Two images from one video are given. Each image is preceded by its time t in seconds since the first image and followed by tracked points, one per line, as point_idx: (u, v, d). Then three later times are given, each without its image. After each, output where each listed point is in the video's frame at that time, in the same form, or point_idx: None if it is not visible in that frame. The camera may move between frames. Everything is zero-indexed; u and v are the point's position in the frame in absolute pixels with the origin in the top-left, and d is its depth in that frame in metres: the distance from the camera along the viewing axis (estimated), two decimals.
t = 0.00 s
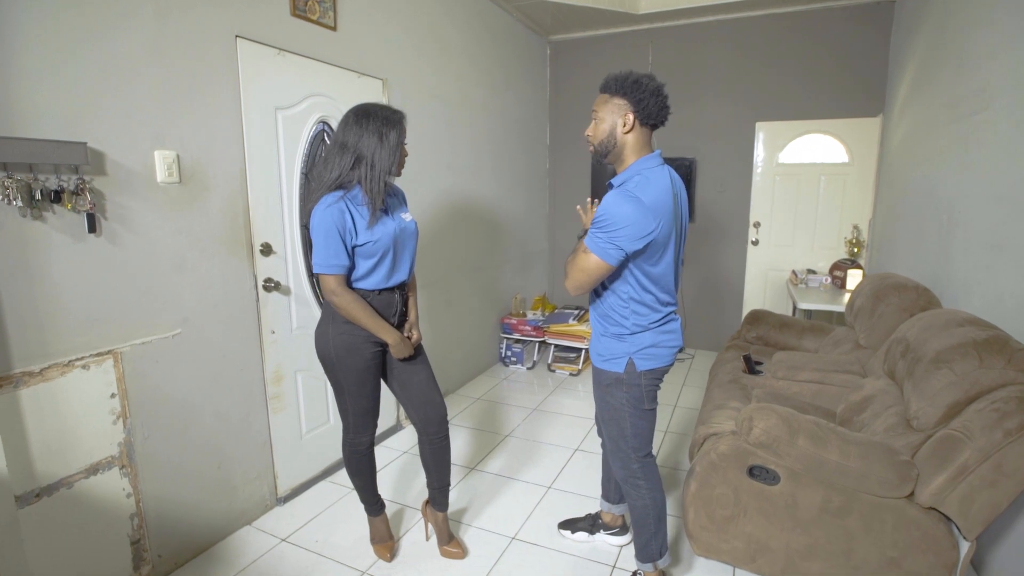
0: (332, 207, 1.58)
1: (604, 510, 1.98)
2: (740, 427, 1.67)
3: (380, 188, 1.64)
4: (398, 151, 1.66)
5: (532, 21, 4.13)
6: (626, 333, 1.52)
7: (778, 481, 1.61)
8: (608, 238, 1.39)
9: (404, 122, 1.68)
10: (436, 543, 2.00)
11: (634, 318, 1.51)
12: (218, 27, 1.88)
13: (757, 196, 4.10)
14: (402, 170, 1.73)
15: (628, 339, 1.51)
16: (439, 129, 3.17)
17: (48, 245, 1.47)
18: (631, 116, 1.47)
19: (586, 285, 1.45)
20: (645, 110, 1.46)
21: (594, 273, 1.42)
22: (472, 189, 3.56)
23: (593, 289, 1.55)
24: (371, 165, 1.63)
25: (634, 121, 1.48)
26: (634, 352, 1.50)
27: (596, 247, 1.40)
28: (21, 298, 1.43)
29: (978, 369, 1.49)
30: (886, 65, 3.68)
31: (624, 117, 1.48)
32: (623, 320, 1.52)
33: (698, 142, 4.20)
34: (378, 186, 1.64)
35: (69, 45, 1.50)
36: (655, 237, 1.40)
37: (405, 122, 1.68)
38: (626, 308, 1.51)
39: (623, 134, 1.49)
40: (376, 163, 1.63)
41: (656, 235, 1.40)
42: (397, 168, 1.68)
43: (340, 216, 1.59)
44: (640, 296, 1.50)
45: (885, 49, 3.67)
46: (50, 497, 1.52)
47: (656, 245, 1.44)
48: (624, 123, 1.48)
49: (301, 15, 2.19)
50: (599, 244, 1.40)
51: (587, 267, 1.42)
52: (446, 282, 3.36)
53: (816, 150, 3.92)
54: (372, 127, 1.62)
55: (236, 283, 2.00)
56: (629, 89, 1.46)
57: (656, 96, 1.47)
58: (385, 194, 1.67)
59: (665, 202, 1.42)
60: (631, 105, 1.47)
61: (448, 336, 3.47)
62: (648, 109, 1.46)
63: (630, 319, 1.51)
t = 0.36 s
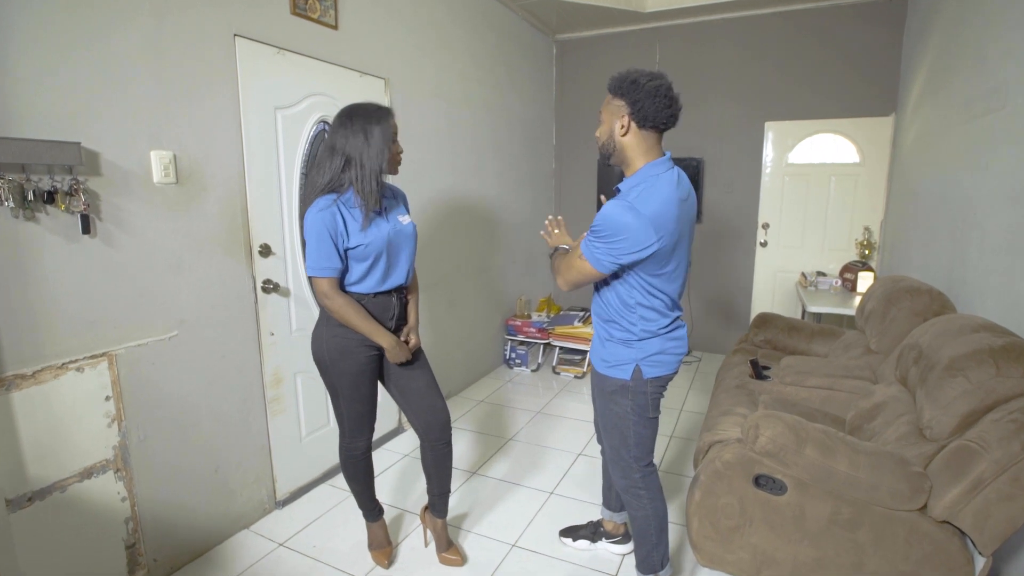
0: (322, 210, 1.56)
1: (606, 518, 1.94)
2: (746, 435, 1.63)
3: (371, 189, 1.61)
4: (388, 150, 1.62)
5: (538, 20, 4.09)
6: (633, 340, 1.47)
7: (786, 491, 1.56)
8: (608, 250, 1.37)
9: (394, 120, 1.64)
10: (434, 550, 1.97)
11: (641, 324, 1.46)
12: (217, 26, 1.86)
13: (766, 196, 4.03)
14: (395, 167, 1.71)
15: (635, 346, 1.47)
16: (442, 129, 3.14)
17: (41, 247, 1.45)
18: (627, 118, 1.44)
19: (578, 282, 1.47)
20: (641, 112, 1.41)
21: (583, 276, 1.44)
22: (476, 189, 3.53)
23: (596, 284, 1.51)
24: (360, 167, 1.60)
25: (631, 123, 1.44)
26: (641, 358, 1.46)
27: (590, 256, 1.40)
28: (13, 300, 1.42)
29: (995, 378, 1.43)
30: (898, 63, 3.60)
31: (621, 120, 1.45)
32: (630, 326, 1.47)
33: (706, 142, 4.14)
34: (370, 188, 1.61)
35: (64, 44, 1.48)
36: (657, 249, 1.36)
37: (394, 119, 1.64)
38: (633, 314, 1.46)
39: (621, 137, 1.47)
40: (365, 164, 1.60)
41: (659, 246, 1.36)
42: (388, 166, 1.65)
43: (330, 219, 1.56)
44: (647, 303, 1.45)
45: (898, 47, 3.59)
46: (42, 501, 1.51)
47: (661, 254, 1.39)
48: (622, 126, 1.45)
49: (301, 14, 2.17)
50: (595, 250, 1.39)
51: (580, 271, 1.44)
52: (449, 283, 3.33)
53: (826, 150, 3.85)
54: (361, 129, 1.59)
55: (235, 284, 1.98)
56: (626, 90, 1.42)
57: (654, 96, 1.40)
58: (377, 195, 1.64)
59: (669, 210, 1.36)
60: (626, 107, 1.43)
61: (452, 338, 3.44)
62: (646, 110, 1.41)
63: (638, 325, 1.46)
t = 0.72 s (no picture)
0: (308, 212, 1.60)
1: (608, 526, 1.91)
2: (751, 444, 1.60)
3: (333, 180, 1.65)
4: (336, 139, 1.66)
5: (544, 19, 4.06)
6: (632, 347, 1.44)
7: (792, 502, 1.51)
8: (611, 265, 1.34)
9: (350, 112, 1.69)
10: (433, 557, 1.94)
11: (641, 333, 1.43)
12: (215, 25, 1.84)
13: (775, 197, 3.97)
14: (369, 149, 1.68)
15: (635, 354, 1.43)
16: (446, 129, 3.11)
17: (34, 248, 1.44)
18: (626, 123, 1.39)
19: (582, 296, 1.43)
20: (642, 117, 1.37)
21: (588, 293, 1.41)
22: (481, 190, 3.50)
23: (598, 297, 1.48)
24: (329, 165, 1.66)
25: (630, 128, 1.40)
26: (640, 367, 1.43)
27: (591, 270, 1.37)
28: (6, 303, 1.41)
29: (1012, 387, 1.37)
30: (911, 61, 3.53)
31: (620, 125, 1.40)
32: (629, 334, 1.44)
33: (714, 143, 4.09)
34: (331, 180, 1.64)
35: (58, 44, 1.46)
36: (657, 261, 1.32)
37: (351, 111, 1.69)
38: (633, 322, 1.43)
39: (620, 142, 1.42)
40: (315, 159, 1.65)
41: (659, 259, 1.32)
42: (340, 154, 1.67)
43: (318, 219, 1.59)
44: (648, 312, 1.42)
45: (911, 45, 3.52)
46: (37, 505, 1.50)
47: (662, 266, 1.35)
48: (620, 132, 1.41)
49: (302, 14, 2.15)
50: (598, 264, 1.36)
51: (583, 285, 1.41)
52: (452, 285, 3.31)
53: (837, 150, 3.79)
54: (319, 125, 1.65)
55: (233, 286, 1.96)
56: (624, 94, 1.38)
57: (654, 100, 1.36)
58: (339, 185, 1.65)
59: (669, 220, 1.32)
60: (626, 112, 1.39)
61: (455, 339, 3.42)
62: (645, 116, 1.37)
63: (637, 333, 1.43)
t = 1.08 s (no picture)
0: (306, 215, 1.60)
1: (610, 533, 1.88)
2: (756, 451, 1.55)
3: (328, 181, 1.63)
4: (332, 145, 1.66)
5: (550, 19, 4.03)
6: (632, 350, 1.41)
7: (798, 511, 1.47)
8: (611, 256, 1.30)
9: (349, 114, 1.67)
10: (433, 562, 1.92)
11: (641, 334, 1.40)
12: (214, 24, 1.82)
13: (783, 198, 3.92)
14: (362, 160, 1.66)
15: (634, 356, 1.40)
16: (449, 129, 3.09)
17: (30, 250, 1.43)
18: (647, 115, 1.36)
19: (579, 288, 1.40)
20: (664, 113, 1.35)
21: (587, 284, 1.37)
22: (485, 191, 3.48)
23: (596, 297, 1.45)
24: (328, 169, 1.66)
25: (649, 121, 1.36)
26: (641, 370, 1.39)
27: (589, 259, 1.34)
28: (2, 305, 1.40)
29: None
30: (923, 60, 3.47)
31: (639, 115, 1.36)
32: (628, 336, 1.41)
33: (721, 143, 4.04)
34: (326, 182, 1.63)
35: (55, 44, 1.45)
36: (658, 255, 1.29)
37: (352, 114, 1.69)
38: (632, 324, 1.40)
39: (635, 134, 1.38)
40: (312, 161, 1.65)
41: (660, 252, 1.29)
42: (337, 158, 1.67)
43: (314, 221, 1.59)
44: (648, 311, 1.39)
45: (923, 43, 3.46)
46: (33, 509, 1.49)
47: (663, 261, 1.32)
48: (638, 123, 1.37)
49: (304, 13, 2.13)
50: (597, 258, 1.32)
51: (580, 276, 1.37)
52: (456, 285, 3.29)
53: (846, 150, 3.73)
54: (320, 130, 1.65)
55: (232, 288, 1.95)
56: (651, 86, 1.34)
57: (678, 100, 1.35)
58: (336, 186, 1.64)
59: (671, 215, 1.29)
60: (649, 104, 1.35)
61: (459, 341, 3.39)
62: (666, 112, 1.34)
63: (637, 335, 1.40)
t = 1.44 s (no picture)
0: (306, 215, 1.56)
1: (612, 539, 1.84)
2: (761, 458, 1.52)
3: (330, 181, 1.60)
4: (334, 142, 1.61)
5: (556, 17, 4.00)
6: (637, 352, 1.37)
7: (804, 520, 1.40)
8: (616, 248, 1.26)
9: (358, 116, 1.61)
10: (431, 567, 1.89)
11: (646, 333, 1.36)
12: (213, 23, 1.81)
13: (792, 198, 3.86)
14: (361, 175, 1.61)
15: (639, 359, 1.36)
16: (453, 128, 3.07)
17: (25, 249, 1.42)
18: (648, 111, 1.33)
19: (583, 287, 1.36)
20: (664, 110, 1.33)
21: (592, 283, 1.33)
22: (489, 191, 3.45)
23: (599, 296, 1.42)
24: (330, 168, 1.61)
25: (649, 117, 1.33)
26: (646, 372, 1.36)
27: (595, 252, 1.30)
28: None
29: None
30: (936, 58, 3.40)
31: (638, 112, 1.33)
32: (633, 337, 1.37)
33: (729, 142, 3.99)
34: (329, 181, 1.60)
35: (51, 43, 1.44)
36: (665, 247, 1.25)
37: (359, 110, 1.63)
38: (637, 324, 1.36)
39: (636, 131, 1.35)
40: (314, 159, 1.62)
41: (667, 244, 1.25)
42: (338, 157, 1.62)
43: (315, 221, 1.56)
44: (653, 310, 1.35)
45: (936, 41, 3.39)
46: (27, 510, 1.48)
47: (669, 254, 1.28)
48: (638, 120, 1.34)
49: (304, 12, 2.11)
50: (603, 253, 1.29)
51: (586, 272, 1.32)
52: (460, 286, 3.26)
53: (857, 150, 3.67)
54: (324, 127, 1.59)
55: (230, 288, 1.93)
56: (650, 83, 1.32)
57: (677, 96, 1.34)
58: (338, 187, 1.61)
59: (678, 207, 1.26)
60: (649, 100, 1.32)
61: (462, 342, 3.37)
62: (666, 107, 1.33)
63: (642, 336, 1.36)
